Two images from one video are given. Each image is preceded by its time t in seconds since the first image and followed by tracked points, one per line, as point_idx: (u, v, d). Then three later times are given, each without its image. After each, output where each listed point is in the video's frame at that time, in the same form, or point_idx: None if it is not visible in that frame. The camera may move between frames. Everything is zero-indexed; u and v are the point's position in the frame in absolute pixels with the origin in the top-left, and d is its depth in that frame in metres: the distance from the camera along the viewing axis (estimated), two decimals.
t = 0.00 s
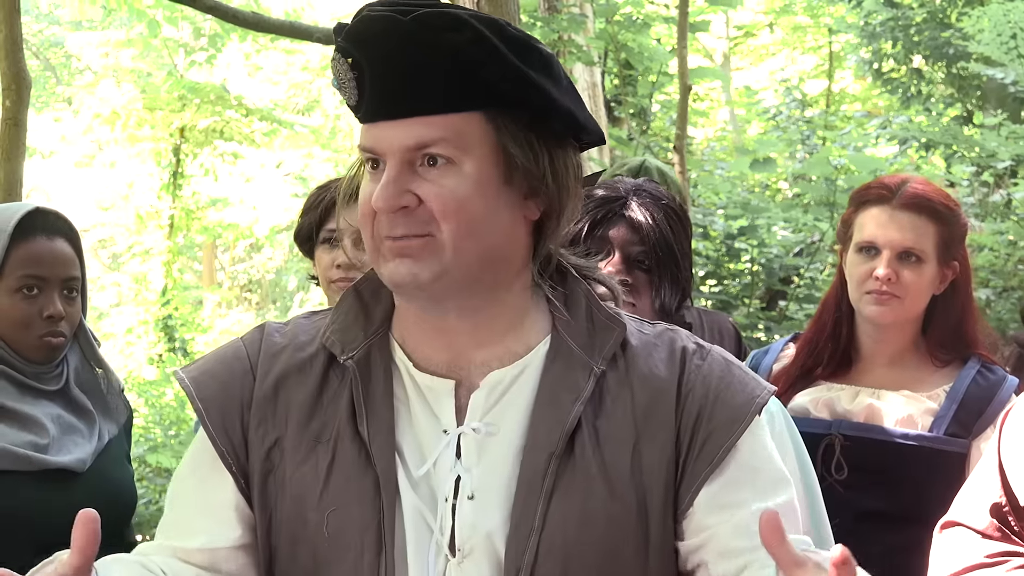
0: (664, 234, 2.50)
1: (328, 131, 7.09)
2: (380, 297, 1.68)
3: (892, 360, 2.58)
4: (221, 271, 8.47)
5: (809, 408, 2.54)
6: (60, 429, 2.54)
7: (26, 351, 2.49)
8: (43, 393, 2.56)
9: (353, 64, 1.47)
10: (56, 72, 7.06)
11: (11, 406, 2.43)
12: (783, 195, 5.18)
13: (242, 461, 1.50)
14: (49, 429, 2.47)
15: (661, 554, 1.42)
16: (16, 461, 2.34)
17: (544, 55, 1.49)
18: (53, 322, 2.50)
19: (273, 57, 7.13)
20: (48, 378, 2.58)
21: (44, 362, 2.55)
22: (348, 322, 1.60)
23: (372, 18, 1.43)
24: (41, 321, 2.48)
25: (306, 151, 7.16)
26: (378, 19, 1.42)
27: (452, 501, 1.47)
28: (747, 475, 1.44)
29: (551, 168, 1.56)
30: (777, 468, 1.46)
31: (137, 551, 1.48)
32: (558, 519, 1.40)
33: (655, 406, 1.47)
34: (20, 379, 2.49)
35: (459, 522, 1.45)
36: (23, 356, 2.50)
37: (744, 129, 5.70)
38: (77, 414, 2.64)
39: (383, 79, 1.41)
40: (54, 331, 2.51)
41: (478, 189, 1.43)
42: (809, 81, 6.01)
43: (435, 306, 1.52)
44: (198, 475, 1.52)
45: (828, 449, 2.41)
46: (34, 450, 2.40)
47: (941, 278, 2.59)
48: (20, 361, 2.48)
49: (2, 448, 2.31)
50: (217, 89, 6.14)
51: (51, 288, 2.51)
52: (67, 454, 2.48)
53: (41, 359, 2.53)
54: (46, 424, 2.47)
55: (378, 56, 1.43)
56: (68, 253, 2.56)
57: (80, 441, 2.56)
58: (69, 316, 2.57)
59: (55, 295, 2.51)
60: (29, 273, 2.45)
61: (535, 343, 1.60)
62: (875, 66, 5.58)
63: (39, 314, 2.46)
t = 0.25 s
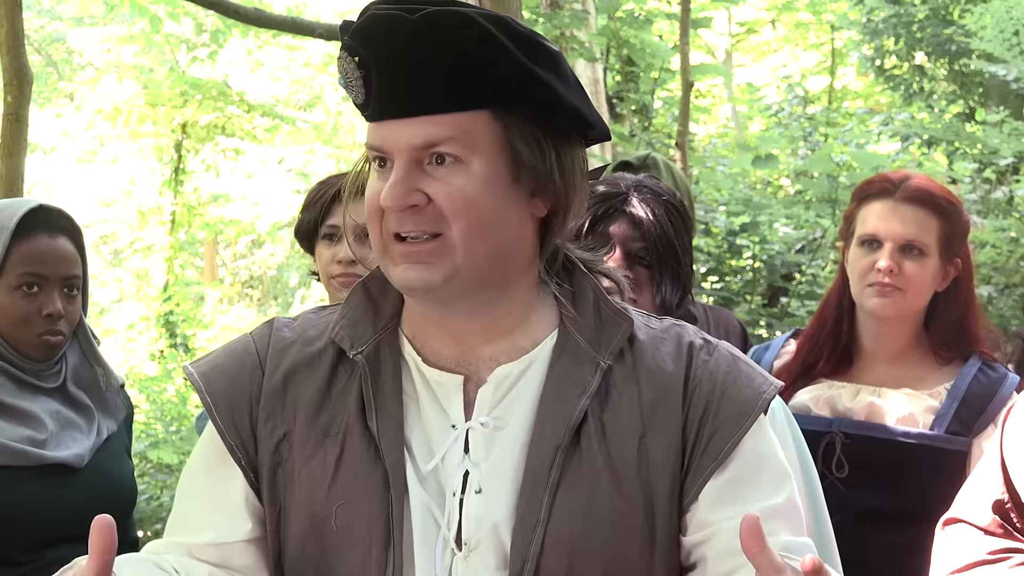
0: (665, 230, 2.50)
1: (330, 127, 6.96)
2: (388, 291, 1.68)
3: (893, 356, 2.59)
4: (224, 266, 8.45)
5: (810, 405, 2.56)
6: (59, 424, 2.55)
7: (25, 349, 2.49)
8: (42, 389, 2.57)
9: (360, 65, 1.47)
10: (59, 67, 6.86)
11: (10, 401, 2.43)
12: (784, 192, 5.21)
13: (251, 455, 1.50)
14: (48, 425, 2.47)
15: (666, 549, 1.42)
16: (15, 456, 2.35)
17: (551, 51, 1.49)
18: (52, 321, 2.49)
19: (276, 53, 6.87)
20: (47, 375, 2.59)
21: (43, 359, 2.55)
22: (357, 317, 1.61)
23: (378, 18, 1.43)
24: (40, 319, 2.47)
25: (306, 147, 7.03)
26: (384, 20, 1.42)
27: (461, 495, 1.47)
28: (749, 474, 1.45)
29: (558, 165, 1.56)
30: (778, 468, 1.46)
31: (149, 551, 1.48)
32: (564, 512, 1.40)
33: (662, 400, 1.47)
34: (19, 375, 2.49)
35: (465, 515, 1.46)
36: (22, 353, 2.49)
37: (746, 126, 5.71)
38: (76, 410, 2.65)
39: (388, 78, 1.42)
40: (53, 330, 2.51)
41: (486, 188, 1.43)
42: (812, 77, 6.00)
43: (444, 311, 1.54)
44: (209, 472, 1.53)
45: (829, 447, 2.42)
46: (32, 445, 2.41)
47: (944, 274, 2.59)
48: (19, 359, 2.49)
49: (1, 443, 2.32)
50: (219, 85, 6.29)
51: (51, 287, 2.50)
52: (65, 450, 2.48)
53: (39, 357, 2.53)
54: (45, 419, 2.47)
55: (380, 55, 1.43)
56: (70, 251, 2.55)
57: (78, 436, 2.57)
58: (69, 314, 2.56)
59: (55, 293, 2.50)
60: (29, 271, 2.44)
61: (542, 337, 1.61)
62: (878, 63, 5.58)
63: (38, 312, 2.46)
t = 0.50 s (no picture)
0: (667, 224, 2.50)
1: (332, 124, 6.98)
2: (383, 292, 1.69)
3: (894, 353, 2.60)
4: (224, 263, 8.45)
5: (811, 401, 2.56)
6: (57, 422, 2.53)
7: (24, 347, 2.48)
8: (41, 387, 2.55)
9: (457, 57, 1.49)
10: (60, 64, 6.87)
11: (7, 399, 2.43)
12: (786, 188, 5.23)
13: (255, 459, 1.51)
14: (45, 422, 2.46)
15: (663, 533, 1.48)
16: (9, 452, 2.35)
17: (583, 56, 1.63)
18: (51, 319, 2.48)
19: (277, 49, 6.82)
20: (46, 372, 2.57)
21: (43, 357, 2.54)
22: (354, 318, 1.61)
23: (478, 12, 1.49)
24: (39, 318, 2.46)
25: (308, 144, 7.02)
26: (488, 15, 1.49)
27: (468, 493, 1.50)
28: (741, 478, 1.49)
29: (568, 160, 1.64)
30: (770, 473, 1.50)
31: (154, 561, 1.51)
32: (567, 506, 1.43)
33: (662, 395, 1.51)
34: (17, 373, 2.49)
35: (472, 512, 1.49)
36: (18, 349, 2.48)
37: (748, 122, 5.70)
38: (75, 407, 2.62)
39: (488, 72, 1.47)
40: (51, 329, 2.49)
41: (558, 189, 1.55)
42: (813, 73, 5.96)
43: (472, 301, 1.58)
44: (213, 475, 1.54)
45: (830, 442, 2.42)
46: (27, 441, 2.41)
47: (945, 271, 2.59)
48: (19, 357, 2.48)
49: None
50: (220, 81, 6.21)
51: (51, 284, 2.49)
52: (62, 446, 2.47)
53: (39, 355, 2.52)
54: (41, 416, 2.46)
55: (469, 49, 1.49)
56: (71, 249, 2.55)
57: (76, 433, 2.54)
58: (69, 313, 2.55)
59: (54, 291, 2.50)
60: (29, 268, 2.44)
61: (544, 331, 1.64)
62: (880, 59, 5.59)
63: (37, 311, 2.45)
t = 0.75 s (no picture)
0: (667, 219, 2.50)
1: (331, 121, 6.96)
2: (377, 288, 1.69)
3: (892, 351, 2.60)
4: (223, 261, 8.43)
5: (810, 397, 2.55)
6: (48, 419, 2.52)
7: (17, 345, 2.49)
8: (34, 385, 2.55)
9: (491, 64, 1.50)
10: (59, 61, 6.76)
11: None
12: (785, 185, 5.18)
13: (251, 458, 1.51)
14: (35, 419, 2.46)
15: (657, 531, 1.50)
16: None
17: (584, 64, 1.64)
18: (44, 317, 2.49)
19: (276, 46, 6.82)
20: (40, 371, 2.57)
21: (37, 354, 2.54)
22: (350, 318, 1.61)
23: (513, 19, 1.50)
24: (32, 316, 2.46)
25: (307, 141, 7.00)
26: (524, 23, 1.50)
27: (467, 494, 1.51)
28: (731, 477, 1.51)
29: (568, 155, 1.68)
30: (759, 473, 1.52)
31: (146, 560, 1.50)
32: (564, 505, 1.45)
33: (657, 395, 1.53)
34: (11, 371, 2.49)
35: (472, 513, 1.50)
36: (14, 348, 2.49)
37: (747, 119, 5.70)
38: (68, 405, 2.61)
39: (521, 80, 1.49)
40: (44, 326, 2.50)
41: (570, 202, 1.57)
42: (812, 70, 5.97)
43: (467, 299, 1.59)
44: (207, 475, 1.53)
45: (829, 439, 2.42)
46: (18, 439, 2.40)
47: (941, 270, 2.60)
48: (11, 354, 2.48)
49: None
50: (219, 79, 6.20)
51: (45, 282, 2.49)
52: (53, 444, 2.47)
53: (32, 352, 2.53)
54: (33, 414, 2.46)
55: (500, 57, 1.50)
56: (65, 246, 2.55)
57: (68, 431, 2.53)
58: (63, 310, 2.55)
59: (48, 289, 2.50)
60: (22, 266, 2.44)
61: (538, 330, 1.65)
62: (878, 56, 5.57)
63: (30, 309, 2.45)
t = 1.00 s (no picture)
0: (667, 220, 2.49)
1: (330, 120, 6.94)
2: (372, 288, 1.69)
3: (891, 349, 2.60)
4: (222, 260, 8.44)
5: (809, 396, 2.55)
6: (41, 418, 2.52)
7: (11, 343, 2.49)
8: (28, 383, 2.55)
9: (491, 63, 1.49)
10: (57, 61, 6.93)
11: None
12: (784, 184, 5.18)
13: (247, 454, 1.51)
14: (27, 418, 2.46)
15: (649, 527, 1.50)
16: None
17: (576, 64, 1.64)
18: (37, 315, 2.49)
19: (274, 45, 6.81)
20: (34, 368, 2.57)
21: (31, 352, 2.54)
22: (344, 315, 1.61)
23: (513, 18, 1.50)
24: (26, 313, 2.47)
25: (305, 141, 7.02)
26: (524, 22, 1.50)
27: (462, 491, 1.51)
28: (725, 474, 1.52)
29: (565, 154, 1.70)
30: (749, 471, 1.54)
31: (143, 556, 1.51)
32: (558, 501, 1.45)
33: (650, 391, 1.53)
34: (5, 370, 2.50)
35: (467, 510, 1.50)
36: (10, 346, 2.50)
37: (745, 118, 5.70)
38: (62, 404, 2.60)
39: (521, 78, 1.49)
40: (38, 324, 2.50)
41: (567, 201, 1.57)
42: (810, 70, 5.97)
43: (468, 299, 1.59)
44: (203, 472, 1.53)
45: (828, 439, 2.42)
46: (9, 438, 2.40)
47: (940, 268, 2.60)
48: (5, 352, 2.49)
49: None
50: (217, 77, 6.19)
51: (38, 280, 2.49)
52: (43, 443, 2.46)
53: (26, 350, 2.53)
54: (25, 412, 2.46)
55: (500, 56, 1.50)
56: (60, 244, 2.55)
57: (60, 430, 2.53)
58: (58, 308, 2.55)
59: (42, 287, 2.50)
60: (16, 264, 2.44)
61: (532, 328, 1.65)
62: (877, 55, 5.56)
63: (24, 306, 2.46)
